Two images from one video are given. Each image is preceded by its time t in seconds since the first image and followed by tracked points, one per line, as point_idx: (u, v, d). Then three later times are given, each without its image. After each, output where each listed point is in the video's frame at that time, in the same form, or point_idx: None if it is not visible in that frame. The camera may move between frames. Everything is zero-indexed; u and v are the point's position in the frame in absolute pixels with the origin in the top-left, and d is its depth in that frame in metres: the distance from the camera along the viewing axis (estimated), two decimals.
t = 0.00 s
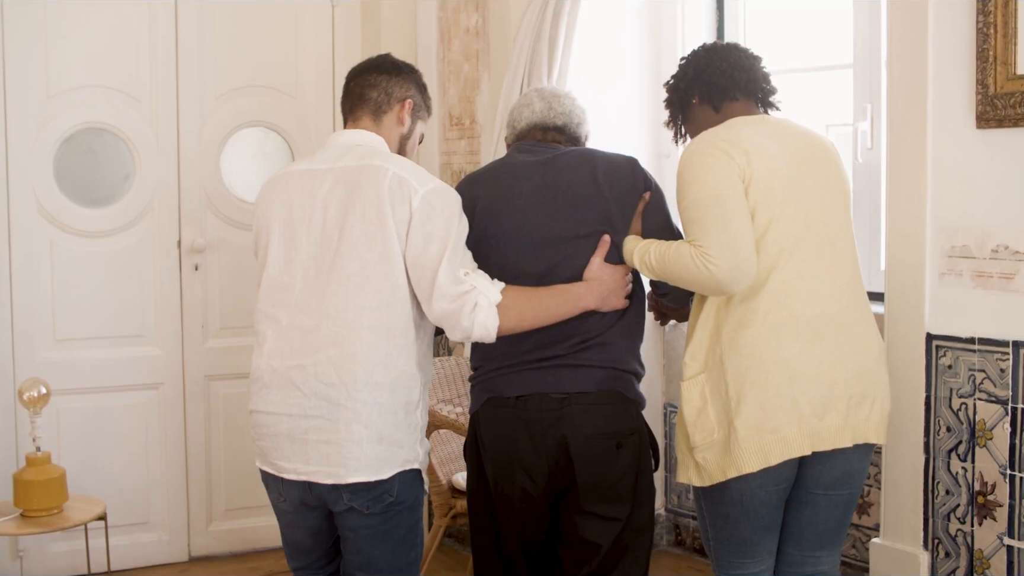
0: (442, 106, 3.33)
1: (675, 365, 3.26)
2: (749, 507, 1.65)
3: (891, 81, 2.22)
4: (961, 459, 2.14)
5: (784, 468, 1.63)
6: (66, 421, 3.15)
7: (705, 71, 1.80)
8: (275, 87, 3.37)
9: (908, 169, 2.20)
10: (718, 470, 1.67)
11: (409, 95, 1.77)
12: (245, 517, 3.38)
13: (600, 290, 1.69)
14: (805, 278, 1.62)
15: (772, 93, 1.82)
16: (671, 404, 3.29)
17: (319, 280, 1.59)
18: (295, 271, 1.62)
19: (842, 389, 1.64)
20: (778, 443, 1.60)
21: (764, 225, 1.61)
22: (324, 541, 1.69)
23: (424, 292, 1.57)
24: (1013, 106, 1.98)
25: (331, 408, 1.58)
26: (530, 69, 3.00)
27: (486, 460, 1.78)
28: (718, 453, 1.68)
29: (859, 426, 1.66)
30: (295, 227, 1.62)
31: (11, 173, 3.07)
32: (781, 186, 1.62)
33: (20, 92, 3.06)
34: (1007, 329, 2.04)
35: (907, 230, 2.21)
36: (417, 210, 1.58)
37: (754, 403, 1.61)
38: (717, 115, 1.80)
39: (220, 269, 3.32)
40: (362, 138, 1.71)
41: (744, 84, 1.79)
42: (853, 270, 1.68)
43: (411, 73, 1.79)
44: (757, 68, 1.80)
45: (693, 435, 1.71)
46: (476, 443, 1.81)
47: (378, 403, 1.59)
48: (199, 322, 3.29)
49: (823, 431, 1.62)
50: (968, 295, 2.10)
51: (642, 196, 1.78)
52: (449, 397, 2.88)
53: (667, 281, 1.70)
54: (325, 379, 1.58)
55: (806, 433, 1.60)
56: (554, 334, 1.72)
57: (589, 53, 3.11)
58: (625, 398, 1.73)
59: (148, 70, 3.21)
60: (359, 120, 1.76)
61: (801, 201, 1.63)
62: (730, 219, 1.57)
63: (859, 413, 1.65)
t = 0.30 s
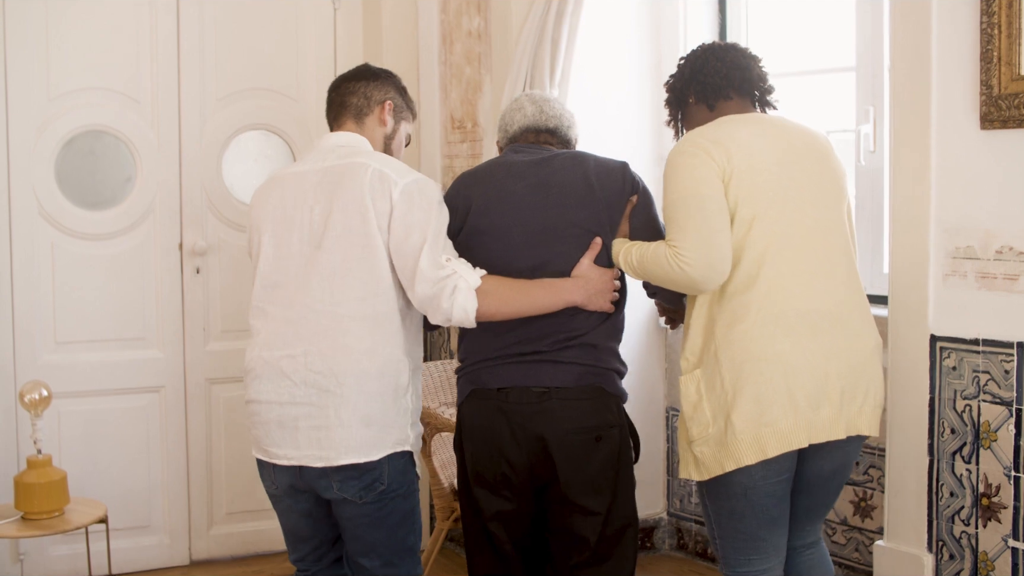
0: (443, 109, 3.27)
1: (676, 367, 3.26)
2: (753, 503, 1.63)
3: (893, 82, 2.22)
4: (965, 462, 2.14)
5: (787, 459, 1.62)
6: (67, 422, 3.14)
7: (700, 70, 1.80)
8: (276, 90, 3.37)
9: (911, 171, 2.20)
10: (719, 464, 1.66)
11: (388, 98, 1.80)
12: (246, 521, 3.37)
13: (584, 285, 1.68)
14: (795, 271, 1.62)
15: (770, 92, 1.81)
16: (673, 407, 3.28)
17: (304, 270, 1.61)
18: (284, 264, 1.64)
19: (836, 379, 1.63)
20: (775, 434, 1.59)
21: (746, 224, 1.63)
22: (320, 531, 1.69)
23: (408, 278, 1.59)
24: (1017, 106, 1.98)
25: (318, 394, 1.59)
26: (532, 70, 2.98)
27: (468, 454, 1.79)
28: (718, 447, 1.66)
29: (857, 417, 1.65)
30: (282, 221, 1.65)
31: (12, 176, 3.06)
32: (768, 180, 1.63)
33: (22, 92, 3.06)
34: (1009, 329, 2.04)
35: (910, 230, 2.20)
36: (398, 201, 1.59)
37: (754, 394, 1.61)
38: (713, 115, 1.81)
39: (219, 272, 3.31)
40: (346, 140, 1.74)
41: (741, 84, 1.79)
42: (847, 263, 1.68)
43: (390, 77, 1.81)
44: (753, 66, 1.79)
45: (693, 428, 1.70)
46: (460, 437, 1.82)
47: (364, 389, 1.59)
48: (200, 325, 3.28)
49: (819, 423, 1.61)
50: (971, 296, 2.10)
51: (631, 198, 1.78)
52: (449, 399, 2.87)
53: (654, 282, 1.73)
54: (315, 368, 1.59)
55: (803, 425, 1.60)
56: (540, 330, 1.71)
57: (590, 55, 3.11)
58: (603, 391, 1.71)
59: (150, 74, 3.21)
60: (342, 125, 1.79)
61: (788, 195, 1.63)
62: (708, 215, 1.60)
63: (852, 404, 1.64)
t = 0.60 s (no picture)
0: (444, 107, 3.32)
1: (677, 366, 3.25)
2: (756, 496, 1.63)
3: (895, 80, 2.22)
4: (968, 458, 2.13)
5: (788, 449, 1.63)
6: (66, 421, 3.13)
7: (698, 66, 1.80)
8: (276, 89, 3.36)
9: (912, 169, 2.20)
10: (719, 457, 1.65)
11: (370, 92, 1.88)
12: (247, 521, 3.37)
13: (567, 269, 1.68)
14: (793, 263, 1.62)
15: (768, 87, 1.81)
16: (673, 406, 3.28)
17: (293, 263, 1.69)
18: (274, 256, 1.73)
19: (834, 371, 1.63)
20: (775, 425, 1.59)
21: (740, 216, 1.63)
22: (314, 517, 1.75)
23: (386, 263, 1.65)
24: (1020, 103, 1.98)
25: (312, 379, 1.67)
26: (533, 69, 2.98)
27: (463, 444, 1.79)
28: (718, 441, 1.65)
29: (858, 408, 1.65)
30: (272, 218, 1.74)
31: (12, 175, 3.06)
32: (764, 174, 1.63)
33: (22, 91, 3.06)
34: (1011, 326, 2.04)
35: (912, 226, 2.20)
36: (377, 190, 1.66)
37: (753, 388, 1.60)
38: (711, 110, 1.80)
39: (219, 271, 3.31)
40: (328, 136, 1.80)
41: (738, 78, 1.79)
42: (846, 256, 1.68)
43: (368, 75, 1.90)
44: (751, 61, 1.79)
45: (691, 422, 1.70)
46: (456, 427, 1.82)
47: (351, 371, 1.68)
48: (200, 324, 3.28)
49: (819, 414, 1.61)
50: (974, 293, 2.10)
51: (626, 190, 1.78)
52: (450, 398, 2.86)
53: (649, 276, 1.72)
54: (307, 356, 1.67)
55: (803, 416, 1.60)
56: (530, 321, 1.72)
57: (591, 54, 3.11)
58: (593, 383, 1.70)
59: (152, 74, 3.21)
60: (329, 124, 1.87)
61: (785, 189, 1.63)
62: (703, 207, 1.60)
63: (852, 394, 1.64)
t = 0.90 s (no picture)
0: (444, 103, 3.31)
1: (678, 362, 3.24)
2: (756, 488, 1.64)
3: (897, 74, 2.21)
4: (970, 453, 2.12)
5: (790, 441, 1.64)
6: (66, 418, 3.13)
7: (704, 60, 1.79)
8: (275, 85, 3.36)
9: (913, 163, 2.19)
10: (720, 448, 1.66)
11: (367, 87, 1.92)
12: (247, 518, 3.36)
13: (566, 262, 1.67)
14: (798, 258, 1.63)
15: (772, 82, 1.81)
16: (674, 403, 3.27)
17: (293, 253, 1.75)
18: (273, 247, 1.78)
19: (836, 365, 1.65)
20: (778, 417, 1.61)
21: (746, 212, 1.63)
22: (313, 504, 1.79)
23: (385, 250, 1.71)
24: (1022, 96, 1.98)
25: (311, 366, 1.73)
26: (533, 65, 2.97)
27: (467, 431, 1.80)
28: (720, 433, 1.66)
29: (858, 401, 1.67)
30: (272, 212, 1.79)
31: (11, 171, 3.05)
32: (772, 169, 1.63)
33: (21, 88, 3.05)
34: (1014, 320, 2.03)
35: (914, 220, 2.19)
36: (374, 180, 1.73)
37: (756, 380, 1.62)
38: (717, 103, 1.80)
39: (219, 268, 3.30)
40: (329, 130, 1.85)
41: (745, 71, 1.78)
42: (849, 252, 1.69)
43: (365, 72, 1.94)
44: (757, 56, 1.79)
45: (693, 413, 1.70)
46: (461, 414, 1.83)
47: (349, 358, 1.74)
48: (200, 321, 3.28)
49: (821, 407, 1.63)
50: (975, 287, 2.09)
51: (634, 184, 1.76)
52: (450, 394, 2.86)
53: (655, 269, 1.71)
54: (307, 343, 1.73)
55: (806, 408, 1.62)
56: (533, 312, 1.72)
57: (591, 51, 3.11)
58: (596, 374, 1.69)
59: (151, 70, 3.20)
60: (327, 121, 1.92)
61: (792, 186, 1.64)
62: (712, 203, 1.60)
63: (852, 388, 1.67)
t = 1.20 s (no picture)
0: (444, 99, 3.32)
1: (679, 359, 3.24)
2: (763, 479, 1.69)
3: (898, 68, 2.21)
4: (971, 447, 2.12)
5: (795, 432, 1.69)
6: (66, 415, 3.13)
7: (713, 56, 1.81)
8: (276, 82, 3.36)
9: (914, 158, 2.19)
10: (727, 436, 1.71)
11: (373, 80, 1.96)
12: (246, 515, 3.36)
13: (582, 264, 1.71)
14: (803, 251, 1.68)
15: (779, 79, 1.83)
16: (676, 399, 3.27)
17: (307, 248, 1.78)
18: (285, 242, 1.80)
19: (839, 354, 1.70)
20: (784, 406, 1.66)
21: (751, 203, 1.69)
22: (321, 491, 1.81)
23: (402, 249, 1.74)
24: None
25: (318, 360, 1.76)
26: (534, 60, 2.97)
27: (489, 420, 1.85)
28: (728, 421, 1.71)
29: (860, 391, 1.72)
30: (284, 207, 1.82)
31: (12, 167, 3.05)
32: (779, 164, 1.68)
33: (22, 85, 3.05)
34: (1016, 313, 2.03)
35: (915, 214, 2.19)
36: (388, 180, 1.76)
37: (763, 370, 1.67)
38: (725, 98, 1.81)
39: (219, 264, 3.30)
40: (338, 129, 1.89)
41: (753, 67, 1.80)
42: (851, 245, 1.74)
43: (370, 64, 1.98)
44: (765, 53, 1.81)
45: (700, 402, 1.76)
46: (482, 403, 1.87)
47: (357, 354, 1.77)
48: (200, 317, 3.27)
49: (825, 396, 1.68)
50: (976, 281, 2.09)
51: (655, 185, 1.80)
52: (451, 390, 2.84)
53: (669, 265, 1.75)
54: (315, 337, 1.76)
55: (811, 397, 1.67)
56: (553, 309, 1.76)
57: (592, 47, 3.11)
58: (618, 368, 1.75)
59: (151, 67, 3.20)
60: (337, 115, 1.97)
61: (799, 180, 1.69)
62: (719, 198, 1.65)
63: (855, 378, 1.72)
